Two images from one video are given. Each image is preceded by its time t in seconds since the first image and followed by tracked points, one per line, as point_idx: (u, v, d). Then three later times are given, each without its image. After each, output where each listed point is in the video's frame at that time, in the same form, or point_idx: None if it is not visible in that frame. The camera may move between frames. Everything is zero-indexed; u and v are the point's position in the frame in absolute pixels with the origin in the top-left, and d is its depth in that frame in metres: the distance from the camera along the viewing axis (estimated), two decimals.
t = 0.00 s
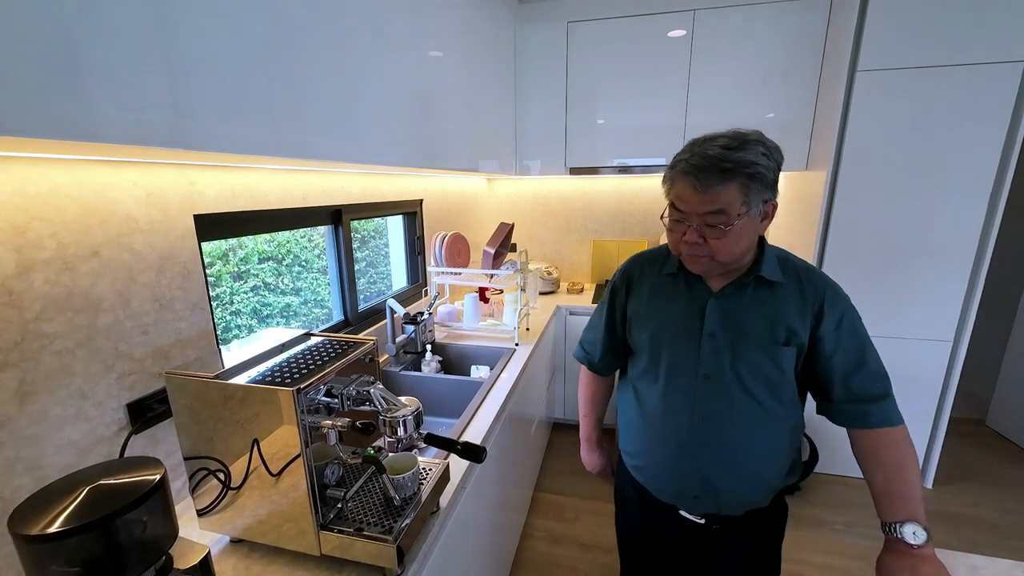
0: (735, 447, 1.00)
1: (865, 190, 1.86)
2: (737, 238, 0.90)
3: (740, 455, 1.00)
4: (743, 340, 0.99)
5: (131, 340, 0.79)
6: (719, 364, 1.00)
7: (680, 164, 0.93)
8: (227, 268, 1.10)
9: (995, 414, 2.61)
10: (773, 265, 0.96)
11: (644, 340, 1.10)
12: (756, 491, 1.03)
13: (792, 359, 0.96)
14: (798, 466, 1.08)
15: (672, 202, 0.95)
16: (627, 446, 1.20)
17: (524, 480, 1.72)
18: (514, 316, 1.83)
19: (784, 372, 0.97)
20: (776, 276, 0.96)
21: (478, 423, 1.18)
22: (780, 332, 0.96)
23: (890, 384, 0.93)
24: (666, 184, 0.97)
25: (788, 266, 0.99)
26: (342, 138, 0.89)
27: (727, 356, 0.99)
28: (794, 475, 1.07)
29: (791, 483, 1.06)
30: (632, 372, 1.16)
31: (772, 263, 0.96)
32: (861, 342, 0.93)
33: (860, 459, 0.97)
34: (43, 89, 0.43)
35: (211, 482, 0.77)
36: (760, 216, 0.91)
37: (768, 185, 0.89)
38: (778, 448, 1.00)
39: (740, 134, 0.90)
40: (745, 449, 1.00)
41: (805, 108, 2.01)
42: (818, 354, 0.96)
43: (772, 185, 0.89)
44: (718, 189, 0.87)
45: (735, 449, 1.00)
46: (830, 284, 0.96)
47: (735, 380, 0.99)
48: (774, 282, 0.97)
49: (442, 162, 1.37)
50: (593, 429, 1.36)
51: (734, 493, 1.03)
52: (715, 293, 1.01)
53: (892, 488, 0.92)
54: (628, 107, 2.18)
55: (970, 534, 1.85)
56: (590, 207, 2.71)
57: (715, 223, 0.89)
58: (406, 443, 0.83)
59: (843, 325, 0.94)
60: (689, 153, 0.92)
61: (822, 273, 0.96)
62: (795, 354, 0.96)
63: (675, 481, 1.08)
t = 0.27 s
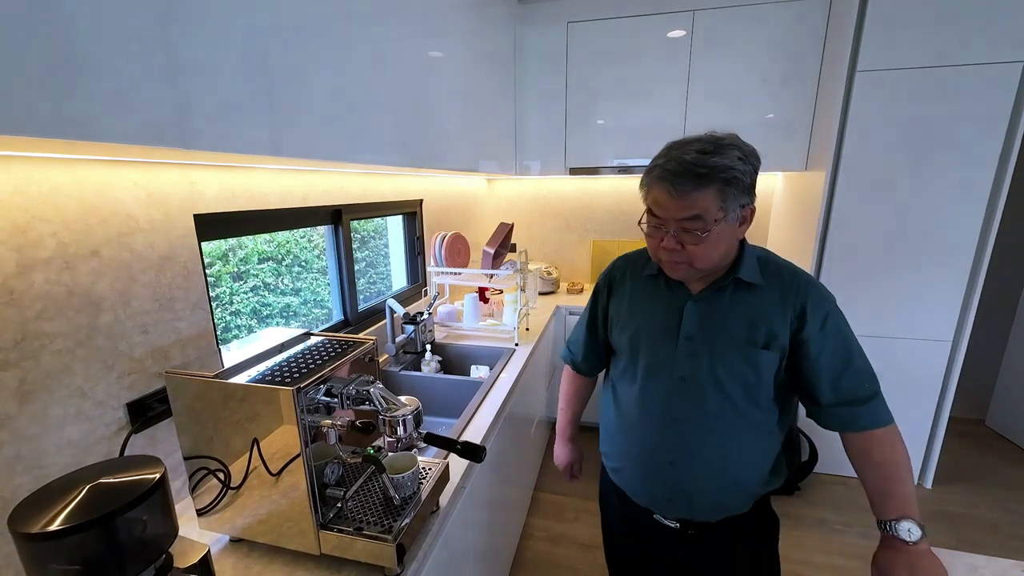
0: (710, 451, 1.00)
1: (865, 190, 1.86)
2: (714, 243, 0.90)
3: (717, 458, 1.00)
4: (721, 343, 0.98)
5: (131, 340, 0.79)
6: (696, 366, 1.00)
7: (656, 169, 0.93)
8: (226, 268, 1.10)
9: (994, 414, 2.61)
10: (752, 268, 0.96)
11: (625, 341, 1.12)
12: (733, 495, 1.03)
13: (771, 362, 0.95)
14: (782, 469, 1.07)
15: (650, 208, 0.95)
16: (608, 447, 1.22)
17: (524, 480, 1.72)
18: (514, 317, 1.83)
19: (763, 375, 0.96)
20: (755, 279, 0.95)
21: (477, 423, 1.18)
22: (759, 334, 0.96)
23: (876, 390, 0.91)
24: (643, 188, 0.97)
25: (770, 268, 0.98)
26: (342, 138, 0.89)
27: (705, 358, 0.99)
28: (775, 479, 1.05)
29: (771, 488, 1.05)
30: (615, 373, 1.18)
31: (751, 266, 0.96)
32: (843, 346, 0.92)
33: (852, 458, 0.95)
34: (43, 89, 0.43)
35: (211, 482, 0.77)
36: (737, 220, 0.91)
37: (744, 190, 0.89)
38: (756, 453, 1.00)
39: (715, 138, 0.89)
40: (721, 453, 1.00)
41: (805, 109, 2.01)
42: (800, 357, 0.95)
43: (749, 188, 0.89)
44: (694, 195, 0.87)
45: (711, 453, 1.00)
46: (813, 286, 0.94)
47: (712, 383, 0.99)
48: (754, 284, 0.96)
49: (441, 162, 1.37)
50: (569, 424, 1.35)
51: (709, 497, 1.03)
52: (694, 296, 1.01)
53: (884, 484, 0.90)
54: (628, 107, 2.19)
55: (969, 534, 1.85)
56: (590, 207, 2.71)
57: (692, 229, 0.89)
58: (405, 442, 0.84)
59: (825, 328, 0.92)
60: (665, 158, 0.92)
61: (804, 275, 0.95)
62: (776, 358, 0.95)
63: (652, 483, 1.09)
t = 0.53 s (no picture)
0: (700, 453, 1.00)
1: (864, 190, 1.87)
2: (709, 241, 0.90)
3: (707, 461, 1.00)
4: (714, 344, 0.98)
5: (131, 340, 0.79)
6: (688, 367, 1.00)
7: (649, 168, 0.93)
8: (226, 268, 1.10)
9: (993, 414, 2.62)
10: (748, 269, 0.96)
11: (621, 340, 1.13)
12: (722, 500, 1.02)
13: (766, 365, 0.95)
14: (776, 473, 1.07)
15: (644, 207, 0.95)
16: (602, 447, 1.23)
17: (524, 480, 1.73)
18: (514, 317, 1.84)
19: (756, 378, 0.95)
20: (750, 280, 0.95)
21: (476, 423, 1.18)
22: (753, 335, 0.96)
23: (870, 397, 0.90)
24: (637, 188, 0.98)
25: (767, 270, 0.98)
26: (341, 138, 0.89)
27: (697, 360, 0.99)
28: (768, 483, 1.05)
29: (762, 493, 1.05)
30: (612, 372, 1.19)
31: (747, 267, 0.96)
32: (839, 349, 0.91)
33: (851, 463, 0.94)
34: (42, 90, 0.43)
35: (211, 482, 0.77)
36: (731, 219, 0.91)
37: (738, 188, 0.89)
38: (747, 457, 0.99)
39: (709, 137, 0.90)
40: (711, 456, 0.99)
41: (805, 109, 2.01)
42: (796, 360, 0.94)
43: (742, 186, 0.89)
44: (687, 193, 0.87)
45: (700, 455, 1.00)
46: (811, 288, 0.94)
47: (703, 385, 0.99)
48: (749, 285, 0.97)
49: (441, 162, 1.37)
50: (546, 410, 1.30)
51: (696, 500, 1.03)
52: (689, 296, 1.02)
53: (882, 487, 0.90)
54: (628, 108, 2.19)
55: (968, 534, 1.85)
56: (590, 207, 2.72)
57: (685, 227, 0.89)
58: (405, 443, 0.85)
59: (820, 333, 0.92)
60: (659, 157, 0.92)
61: (802, 277, 0.95)
62: (771, 360, 0.95)
63: (643, 484, 1.09)
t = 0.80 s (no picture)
0: (699, 452, 1.00)
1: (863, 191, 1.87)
2: (708, 241, 0.90)
3: (705, 460, 1.00)
4: (714, 343, 0.99)
5: (132, 340, 0.79)
6: (688, 366, 1.00)
7: (649, 167, 0.93)
8: (226, 269, 1.10)
9: (993, 414, 2.62)
10: (749, 268, 0.96)
11: (622, 339, 1.14)
12: (721, 499, 1.02)
13: (766, 365, 0.94)
14: (776, 472, 1.06)
15: (644, 207, 0.96)
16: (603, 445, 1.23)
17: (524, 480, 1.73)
18: (514, 317, 1.84)
19: (756, 378, 0.95)
20: (750, 279, 0.96)
21: (477, 423, 1.18)
22: (753, 335, 0.96)
23: (870, 398, 0.90)
24: (637, 187, 0.98)
25: (768, 269, 0.98)
26: (341, 139, 0.89)
27: (697, 359, 1.00)
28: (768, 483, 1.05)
29: (762, 493, 1.05)
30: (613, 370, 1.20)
31: (748, 266, 0.96)
32: (840, 349, 0.91)
33: (851, 463, 0.94)
34: (43, 91, 0.44)
35: (211, 483, 0.77)
36: (731, 218, 0.91)
37: (737, 187, 0.89)
38: (746, 456, 0.99)
39: (707, 135, 0.90)
40: (709, 455, 0.99)
41: (804, 110, 2.02)
42: (796, 360, 0.94)
43: (742, 184, 0.89)
44: (685, 193, 0.87)
45: (699, 454, 1.00)
46: (812, 287, 0.93)
47: (703, 384, 0.99)
48: (750, 284, 0.97)
49: (441, 163, 1.38)
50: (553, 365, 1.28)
51: (695, 499, 1.04)
52: (690, 295, 1.02)
53: (883, 490, 0.90)
54: (627, 108, 2.19)
55: (967, 534, 1.86)
56: (590, 208, 2.72)
57: (685, 227, 0.89)
58: (405, 443, 0.85)
59: (821, 332, 0.91)
60: (657, 156, 0.92)
61: (803, 276, 0.94)
62: (771, 360, 0.94)
63: (642, 482, 1.09)
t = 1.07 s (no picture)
0: (699, 453, 1.00)
1: (862, 192, 1.87)
2: (710, 248, 0.91)
3: (705, 461, 1.00)
4: (714, 344, 0.99)
5: (132, 342, 0.79)
6: (687, 368, 1.01)
7: (647, 176, 0.93)
8: (226, 270, 1.10)
9: (992, 414, 2.62)
10: (748, 270, 0.96)
11: (622, 340, 1.14)
12: (721, 499, 1.03)
13: (765, 366, 0.95)
14: (775, 472, 1.07)
15: (644, 215, 0.96)
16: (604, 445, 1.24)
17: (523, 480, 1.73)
18: (513, 318, 1.84)
19: (756, 379, 0.95)
20: (750, 280, 0.96)
21: (476, 424, 1.19)
22: (753, 336, 0.96)
23: (868, 399, 0.90)
24: (636, 195, 0.98)
25: (768, 270, 0.98)
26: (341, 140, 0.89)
27: (697, 360, 1.00)
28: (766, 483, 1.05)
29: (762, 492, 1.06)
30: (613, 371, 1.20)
31: (747, 268, 0.97)
32: (839, 350, 0.91)
33: (850, 464, 0.94)
34: (45, 95, 0.44)
35: (211, 484, 0.78)
36: (732, 224, 0.91)
37: (737, 194, 0.89)
38: (746, 456, 1.00)
39: (705, 142, 0.89)
40: (710, 456, 1.00)
41: (803, 111, 2.02)
42: (795, 361, 0.94)
43: (742, 192, 0.89)
44: (684, 203, 0.88)
45: (699, 455, 1.01)
46: (812, 289, 0.94)
47: (703, 385, 0.99)
48: (749, 286, 0.97)
49: (440, 164, 1.38)
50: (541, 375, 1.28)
51: (696, 499, 1.04)
52: (689, 297, 1.02)
53: (880, 490, 0.90)
54: (627, 109, 2.20)
55: (965, 534, 1.86)
56: (589, 208, 2.72)
57: (685, 236, 0.90)
58: (405, 444, 0.84)
59: (820, 333, 0.92)
60: (655, 165, 0.92)
61: (802, 277, 0.95)
62: (770, 361, 0.95)
63: (643, 482, 1.10)
